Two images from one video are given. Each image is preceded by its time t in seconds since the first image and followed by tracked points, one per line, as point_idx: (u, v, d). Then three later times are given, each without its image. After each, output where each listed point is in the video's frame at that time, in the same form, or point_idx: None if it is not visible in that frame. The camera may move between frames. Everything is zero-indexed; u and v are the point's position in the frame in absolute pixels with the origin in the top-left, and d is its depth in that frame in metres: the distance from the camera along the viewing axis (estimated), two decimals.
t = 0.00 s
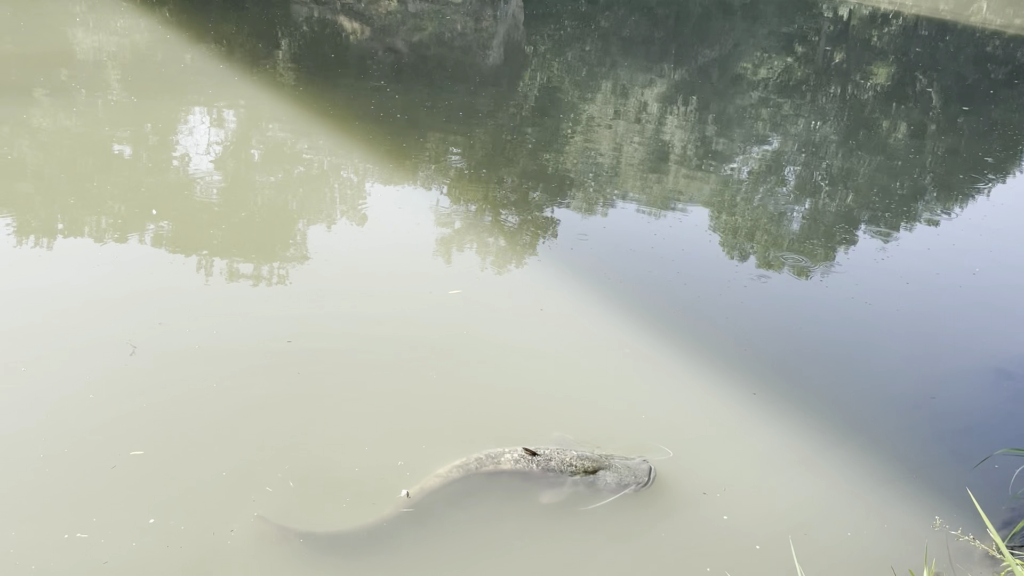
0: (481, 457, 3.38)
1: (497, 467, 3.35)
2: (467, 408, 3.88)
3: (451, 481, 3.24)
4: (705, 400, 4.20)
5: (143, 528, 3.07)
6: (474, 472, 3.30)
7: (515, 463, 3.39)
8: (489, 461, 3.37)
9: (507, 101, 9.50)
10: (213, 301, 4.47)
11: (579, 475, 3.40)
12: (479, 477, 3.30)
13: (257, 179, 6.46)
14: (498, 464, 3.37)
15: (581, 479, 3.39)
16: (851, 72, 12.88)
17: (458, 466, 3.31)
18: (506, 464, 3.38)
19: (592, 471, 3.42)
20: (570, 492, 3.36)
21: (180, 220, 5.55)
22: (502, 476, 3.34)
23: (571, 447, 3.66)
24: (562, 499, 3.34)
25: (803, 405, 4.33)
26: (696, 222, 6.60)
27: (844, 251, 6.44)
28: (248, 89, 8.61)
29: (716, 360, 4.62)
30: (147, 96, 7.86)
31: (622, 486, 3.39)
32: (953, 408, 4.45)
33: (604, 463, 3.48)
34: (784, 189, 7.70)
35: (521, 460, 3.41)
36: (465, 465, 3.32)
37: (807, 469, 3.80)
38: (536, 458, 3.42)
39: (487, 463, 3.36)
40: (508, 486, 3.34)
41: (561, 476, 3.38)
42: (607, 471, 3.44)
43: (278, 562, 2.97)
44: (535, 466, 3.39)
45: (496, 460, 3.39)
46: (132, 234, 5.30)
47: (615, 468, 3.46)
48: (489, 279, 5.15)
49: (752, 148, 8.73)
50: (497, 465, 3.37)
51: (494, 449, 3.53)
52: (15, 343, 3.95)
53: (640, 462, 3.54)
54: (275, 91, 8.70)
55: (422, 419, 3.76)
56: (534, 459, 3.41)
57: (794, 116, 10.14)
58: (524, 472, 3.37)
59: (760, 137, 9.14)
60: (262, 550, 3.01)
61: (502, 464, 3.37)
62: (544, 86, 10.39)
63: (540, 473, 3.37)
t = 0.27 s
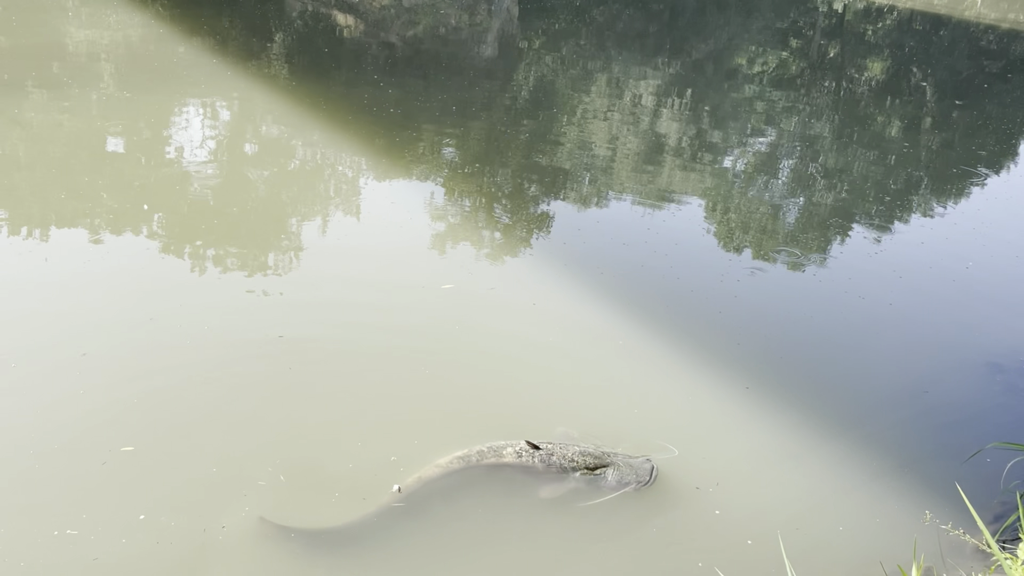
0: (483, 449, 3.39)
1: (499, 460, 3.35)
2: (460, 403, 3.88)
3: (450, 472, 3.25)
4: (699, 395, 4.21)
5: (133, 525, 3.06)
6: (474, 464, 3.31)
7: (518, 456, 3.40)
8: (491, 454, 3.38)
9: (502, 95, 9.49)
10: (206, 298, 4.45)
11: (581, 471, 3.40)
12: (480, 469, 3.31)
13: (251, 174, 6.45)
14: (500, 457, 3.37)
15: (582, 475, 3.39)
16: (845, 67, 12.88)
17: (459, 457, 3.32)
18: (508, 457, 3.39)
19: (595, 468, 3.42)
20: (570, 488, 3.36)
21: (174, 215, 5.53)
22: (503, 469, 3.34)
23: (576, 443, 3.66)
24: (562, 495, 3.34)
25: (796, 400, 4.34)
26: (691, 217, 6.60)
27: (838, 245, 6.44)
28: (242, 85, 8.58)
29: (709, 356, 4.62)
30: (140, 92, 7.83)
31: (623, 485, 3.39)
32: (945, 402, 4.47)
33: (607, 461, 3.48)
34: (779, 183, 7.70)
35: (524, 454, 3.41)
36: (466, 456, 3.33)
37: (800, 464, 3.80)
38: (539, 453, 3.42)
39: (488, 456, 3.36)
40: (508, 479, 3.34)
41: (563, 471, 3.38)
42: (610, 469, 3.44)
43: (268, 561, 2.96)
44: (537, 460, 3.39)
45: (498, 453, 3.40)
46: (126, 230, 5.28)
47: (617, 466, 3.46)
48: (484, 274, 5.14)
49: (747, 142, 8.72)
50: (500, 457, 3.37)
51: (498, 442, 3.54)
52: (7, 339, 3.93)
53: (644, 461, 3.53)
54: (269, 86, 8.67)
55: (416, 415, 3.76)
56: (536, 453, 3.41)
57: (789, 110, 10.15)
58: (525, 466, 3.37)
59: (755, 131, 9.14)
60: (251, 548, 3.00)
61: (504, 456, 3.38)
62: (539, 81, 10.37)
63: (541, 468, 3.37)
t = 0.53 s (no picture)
0: (484, 446, 3.41)
1: (500, 456, 3.36)
2: (453, 400, 3.88)
3: (451, 466, 3.26)
4: (693, 391, 4.22)
5: (123, 523, 3.05)
6: (475, 459, 3.32)
7: (520, 453, 3.40)
8: (493, 450, 3.40)
9: (496, 90, 9.48)
10: (199, 295, 4.44)
11: (583, 470, 3.38)
12: (480, 464, 3.32)
13: (245, 169, 6.43)
14: (502, 453, 3.38)
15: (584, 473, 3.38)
16: (839, 61, 12.89)
17: (461, 451, 3.35)
18: (510, 453, 3.40)
19: (597, 467, 3.41)
20: (571, 486, 3.36)
21: (169, 211, 5.51)
22: (504, 464, 3.35)
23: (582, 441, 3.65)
24: (562, 493, 3.34)
25: (789, 395, 4.35)
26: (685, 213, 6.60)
27: (832, 240, 6.45)
28: (235, 80, 8.56)
29: (703, 352, 4.63)
30: (134, 87, 7.80)
31: (625, 485, 3.38)
32: (937, 397, 4.48)
33: (609, 461, 3.47)
34: (774, 178, 7.71)
35: (526, 450, 3.42)
36: (467, 451, 3.35)
37: (793, 460, 3.82)
38: (541, 449, 3.42)
39: (489, 451, 3.38)
40: (509, 476, 3.34)
41: (565, 469, 3.38)
42: (612, 469, 3.43)
43: (258, 560, 2.96)
44: (540, 456, 3.38)
45: (501, 450, 3.41)
46: (120, 226, 5.26)
47: (620, 467, 3.45)
48: (478, 270, 5.14)
49: (741, 137, 8.72)
50: (501, 453, 3.38)
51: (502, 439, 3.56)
52: None
53: (647, 462, 3.53)
54: (263, 81, 8.65)
55: (410, 412, 3.77)
56: (539, 450, 3.41)
57: (783, 105, 10.15)
58: (528, 462, 3.36)
59: (749, 126, 9.14)
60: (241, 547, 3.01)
61: (505, 453, 3.39)
62: (533, 76, 10.36)
63: (543, 465, 3.36)
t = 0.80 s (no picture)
0: (490, 438, 3.47)
1: (502, 450, 3.42)
2: (446, 395, 3.88)
3: (452, 457, 3.34)
4: (686, 385, 4.23)
5: (114, 520, 3.04)
6: (477, 452, 3.38)
7: (523, 447, 3.46)
8: (497, 443, 3.45)
9: (491, 85, 9.46)
10: (193, 291, 4.43)
11: (585, 467, 3.41)
12: (482, 457, 3.38)
13: (239, 164, 6.41)
14: (505, 447, 3.44)
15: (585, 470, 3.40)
16: (834, 55, 12.89)
17: (464, 443, 3.42)
18: (513, 447, 3.45)
19: (599, 465, 3.43)
20: (572, 482, 3.38)
21: (162, 206, 5.50)
22: (506, 458, 3.40)
23: (587, 437, 3.69)
24: (562, 488, 3.37)
25: (782, 389, 4.36)
26: (680, 207, 6.60)
27: (826, 234, 6.46)
28: (228, 74, 8.53)
29: (696, 346, 4.64)
30: (127, 81, 7.77)
31: (626, 483, 3.38)
32: (929, 391, 4.49)
33: (613, 459, 3.48)
34: (768, 172, 7.71)
35: (530, 444, 3.47)
36: (470, 444, 3.42)
37: (785, 454, 3.83)
38: (545, 445, 3.47)
39: (492, 445, 3.43)
40: (510, 468, 3.39)
41: (567, 465, 3.42)
42: (614, 466, 3.44)
43: (248, 555, 2.96)
44: (542, 451, 3.43)
45: (504, 443, 3.46)
46: (113, 221, 5.25)
47: (622, 465, 3.46)
48: (472, 265, 5.13)
49: (736, 131, 8.72)
50: (504, 446, 3.44)
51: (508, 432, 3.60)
52: None
53: (651, 460, 3.54)
54: (256, 76, 8.62)
55: (403, 408, 3.77)
56: (542, 445, 3.46)
57: (778, 98, 10.15)
58: (530, 456, 3.42)
59: (743, 120, 9.14)
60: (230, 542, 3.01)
61: (508, 447, 3.44)
62: (528, 69, 10.35)
63: (544, 460, 3.41)
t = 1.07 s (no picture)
0: (493, 431, 3.47)
1: (505, 442, 3.42)
2: (440, 389, 3.89)
3: (453, 448, 3.34)
4: (678, 378, 4.24)
5: (106, 514, 3.04)
6: (478, 444, 3.38)
7: (526, 440, 3.46)
8: (499, 435, 3.45)
9: (485, 79, 9.44)
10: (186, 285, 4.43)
11: (587, 461, 3.43)
12: (483, 449, 3.38)
13: (233, 158, 6.40)
14: (507, 440, 3.44)
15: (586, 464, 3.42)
16: (828, 49, 12.89)
17: (466, 434, 3.43)
18: (516, 440, 3.44)
19: (601, 460, 3.44)
20: (573, 477, 3.39)
21: (155, 201, 5.49)
22: (507, 451, 3.40)
23: (590, 432, 3.69)
24: (562, 481, 3.38)
25: (776, 382, 4.37)
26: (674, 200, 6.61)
27: (821, 227, 6.47)
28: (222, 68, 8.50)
29: (690, 339, 4.64)
30: (120, 75, 7.74)
31: (627, 479, 3.39)
32: (921, 382, 4.51)
33: (616, 454, 3.49)
34: (763, 165, 7.72)
35: (532, 438, 3.47)
36: (473, 435, 3.43)
37: (778, 446, 3.84)
38: (548, 439, 3.47)
39: (495, 437, 3.44)
40: (507, 460, 3.38)
41: (569, 459, 3.43)
42: (617, 461, 3.44)
43: (240, 549, 2.96)
44: (544, 446, 3.44)
45: (507, 436, 3.47)
46: (106, 216, 5.23)
47: (624, 460, 3.45)
48: (466, 259, 5.13)
49: (731, 124, 8.73)
50: (506, 439, 3.44)
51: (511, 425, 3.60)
52: None
53: (654, 456, 3.54)
54: (250, 70, 8.60)
55: (397, 401, 3.77)
56: (545, 439, 3.47)
57: (772, 92, 10.15)
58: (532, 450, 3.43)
59: (738, 113, 9.15)
60: (222, 535, 3.01)
61: (511, 440, 3.44)
62: (523, 63, 10.34)
63: (547, 454, 3.42)
